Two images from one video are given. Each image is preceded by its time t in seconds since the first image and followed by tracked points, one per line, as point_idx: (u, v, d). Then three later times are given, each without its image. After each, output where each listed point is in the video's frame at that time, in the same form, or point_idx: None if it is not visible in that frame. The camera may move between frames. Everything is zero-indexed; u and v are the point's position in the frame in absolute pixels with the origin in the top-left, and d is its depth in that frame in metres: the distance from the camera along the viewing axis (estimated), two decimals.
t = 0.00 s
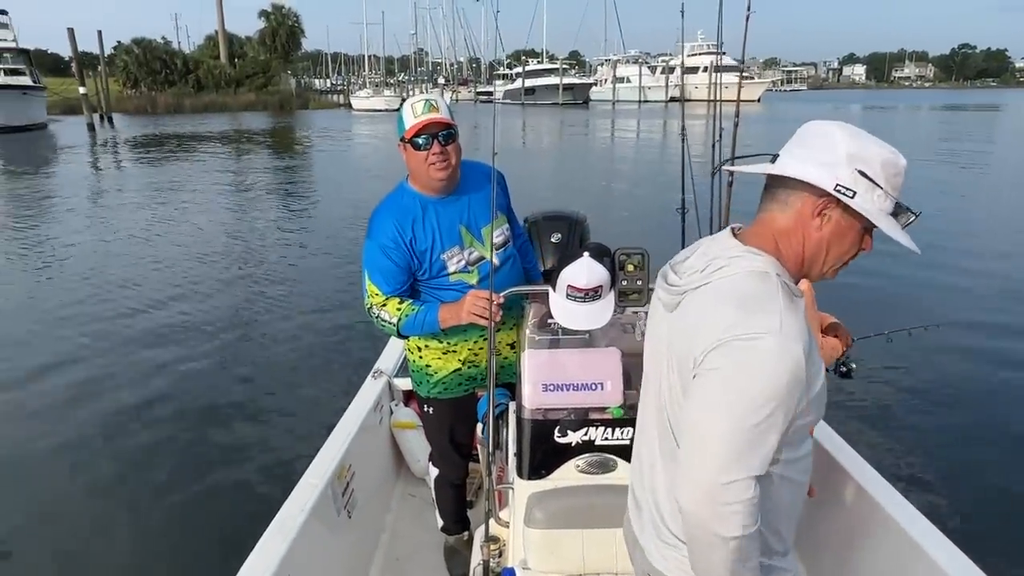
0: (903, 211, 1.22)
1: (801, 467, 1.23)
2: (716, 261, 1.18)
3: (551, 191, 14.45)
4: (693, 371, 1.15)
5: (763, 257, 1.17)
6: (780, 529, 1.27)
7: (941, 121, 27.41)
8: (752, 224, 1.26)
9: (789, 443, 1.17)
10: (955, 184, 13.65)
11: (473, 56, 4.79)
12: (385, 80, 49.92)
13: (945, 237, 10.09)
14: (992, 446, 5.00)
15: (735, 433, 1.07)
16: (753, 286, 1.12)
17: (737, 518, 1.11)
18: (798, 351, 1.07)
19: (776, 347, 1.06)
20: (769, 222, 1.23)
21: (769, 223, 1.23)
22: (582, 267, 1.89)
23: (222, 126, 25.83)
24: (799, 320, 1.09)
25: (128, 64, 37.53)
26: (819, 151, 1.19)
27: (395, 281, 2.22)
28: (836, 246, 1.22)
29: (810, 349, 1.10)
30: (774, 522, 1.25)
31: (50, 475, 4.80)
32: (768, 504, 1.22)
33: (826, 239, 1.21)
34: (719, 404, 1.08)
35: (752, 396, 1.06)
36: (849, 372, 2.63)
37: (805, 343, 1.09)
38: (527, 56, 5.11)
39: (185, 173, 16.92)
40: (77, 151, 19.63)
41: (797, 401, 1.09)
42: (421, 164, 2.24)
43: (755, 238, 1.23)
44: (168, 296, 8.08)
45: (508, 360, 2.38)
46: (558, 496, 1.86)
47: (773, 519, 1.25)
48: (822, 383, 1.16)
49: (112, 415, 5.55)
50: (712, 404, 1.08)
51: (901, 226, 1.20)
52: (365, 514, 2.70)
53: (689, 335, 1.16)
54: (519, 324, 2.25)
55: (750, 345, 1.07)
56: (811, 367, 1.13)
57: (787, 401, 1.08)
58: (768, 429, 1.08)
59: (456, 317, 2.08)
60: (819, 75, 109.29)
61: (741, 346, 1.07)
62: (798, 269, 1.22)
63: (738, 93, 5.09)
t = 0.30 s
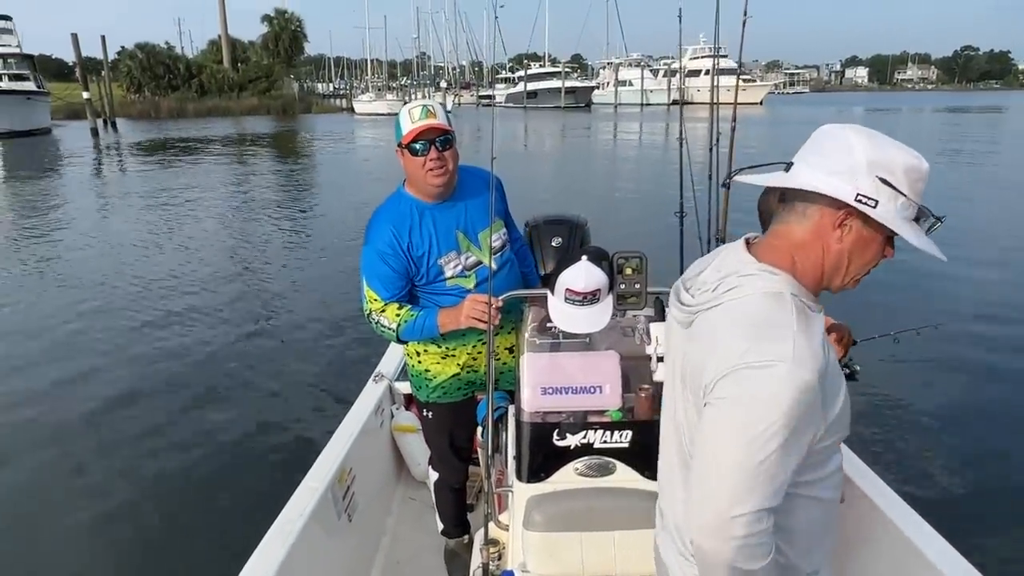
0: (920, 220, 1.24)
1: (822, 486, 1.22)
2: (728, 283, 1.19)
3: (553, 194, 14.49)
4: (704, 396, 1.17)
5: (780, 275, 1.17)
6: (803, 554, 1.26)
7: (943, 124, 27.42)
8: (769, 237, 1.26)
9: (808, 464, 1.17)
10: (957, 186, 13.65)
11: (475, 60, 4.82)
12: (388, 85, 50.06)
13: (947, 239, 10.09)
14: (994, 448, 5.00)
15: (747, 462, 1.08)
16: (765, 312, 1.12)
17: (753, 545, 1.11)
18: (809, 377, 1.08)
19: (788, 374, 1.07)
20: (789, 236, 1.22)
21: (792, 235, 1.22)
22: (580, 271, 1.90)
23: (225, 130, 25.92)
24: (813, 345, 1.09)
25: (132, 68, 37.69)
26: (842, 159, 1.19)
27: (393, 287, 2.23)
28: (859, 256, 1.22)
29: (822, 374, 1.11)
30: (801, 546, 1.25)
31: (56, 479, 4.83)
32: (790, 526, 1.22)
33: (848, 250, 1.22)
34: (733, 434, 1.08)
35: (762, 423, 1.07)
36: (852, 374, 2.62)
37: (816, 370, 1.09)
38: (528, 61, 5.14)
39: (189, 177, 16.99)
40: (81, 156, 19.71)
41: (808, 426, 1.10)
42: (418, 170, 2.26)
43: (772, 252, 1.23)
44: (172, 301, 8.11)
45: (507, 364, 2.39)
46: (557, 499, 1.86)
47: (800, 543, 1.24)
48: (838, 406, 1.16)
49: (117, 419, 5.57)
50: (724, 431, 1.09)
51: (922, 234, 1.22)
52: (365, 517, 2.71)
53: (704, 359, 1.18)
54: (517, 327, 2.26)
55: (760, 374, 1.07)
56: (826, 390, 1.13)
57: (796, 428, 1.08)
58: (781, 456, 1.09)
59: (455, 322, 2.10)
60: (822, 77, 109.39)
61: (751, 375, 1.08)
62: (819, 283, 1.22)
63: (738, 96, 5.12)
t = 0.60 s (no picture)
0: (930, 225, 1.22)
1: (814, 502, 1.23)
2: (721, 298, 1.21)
3: (552, 198, 14.51)
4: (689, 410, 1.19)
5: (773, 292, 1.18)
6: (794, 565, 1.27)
7: (942, 127, 27.47)
8: (770, 250, 1.25)
9: (795, 482, 1.18)
10: (956, 189, 13.66)
11: (473, 64, 4.84)
12: (388, 90, 50.16)
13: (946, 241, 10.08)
14: (993, 452, 5.00)
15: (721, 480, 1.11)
16: (749, 331, 1.14)
17: (728, 559, 1.15)
18: (787, 403, 1.09)
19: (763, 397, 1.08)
20: (789, 250, 1.22)
21: (794, 250, 1.21)
22: (578, 274, 1.90)
23: (225, 134, 25.96)
24: (794, 366, 1.10)
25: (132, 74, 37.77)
26: (840, 172, 1.19)
27: (391, 291, 2.23)
28: (863, 266, 1.20)
29: (803, 398, 1.11)
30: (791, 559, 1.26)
31: (55, 484, 4.82)
32: (777, 538, 1.24)
33: (849, 260, 1.20)
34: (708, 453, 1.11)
35: (737, 446, 1.09)
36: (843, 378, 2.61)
37: (796, 393, 1.09)
38: (527, 64, 5.15)
39: (189, 182, 17.02)
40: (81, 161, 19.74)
41: (787, 449, 1.10)
42: (414, 174, 2.25)
43: (773, 268, 1.22)
44: (171, 305, 8.11)
45: (504, 367, 2.39)
46: (554, 503, 1.83)
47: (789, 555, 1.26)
48: (826, 426, 1.16)
49: (116, 424, 5.57)
50: (703, 449, 1.12)
51: (930, 241, 1.20)
52: (362, 521, 2.70)
53: (691, 374, 1.20)
54: (514, 331, 2.26)
55: (738, 397, 1.09)
56: (812, 411, 1.13)
57: (773, 451, 1.09)
58: (759, 477, 1.10)
59: (453, 325, 2.09)
60: (821, 80, 110.26)
61: (728, 397, 1.10)
62: (824, 297, 1.22)
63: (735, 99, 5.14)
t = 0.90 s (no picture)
0: (933, 211, 1.22)
1: (794, 498, 1.25)
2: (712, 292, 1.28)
3: (550, 201, 14.52)
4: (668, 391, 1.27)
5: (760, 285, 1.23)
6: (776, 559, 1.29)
7: (939, 129, 27.49)
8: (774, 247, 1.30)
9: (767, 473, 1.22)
10: (953, 191, 13.67)
11: (470, 68, 4.86)
12: (386, 94, 50.18)
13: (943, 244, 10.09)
14: (990, 454, 4.98)
15: (681, 453, 1.17)
16: (728, 317, 1.21)
17: (684, 535, 1.21)
18: (749, 388, 1.13)
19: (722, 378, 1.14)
20: (782, 245, 1.26)
21: (790, 246, 1.25)
22: (570, 278, 1.90)
23: (223, 139, 25.97)
24: (758, 359, 1.15)
25: (130, 80, 37.78)
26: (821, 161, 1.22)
27: (384, 293, 2.23)
28: (851, 261, 1.21)
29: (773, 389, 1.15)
30: (768, 550, 1.29)
31: (49, 490, 4.81)
32: (753, 527, 1.27)
33: (833, 255, 1.22)
34: (672, 426, 1.18)
35: (696, 421, 1.16)
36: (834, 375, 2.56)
37: (757, 385, 1.13)
38: (523, 68, 5.17)
39: (187, 188, 17.02)
40: (80, 166, 19.77)
41: (748, 433, 1.15)
42: (409, 175, 2.25)
43: (774, 265, 1.27)
44: (168, 311, 8.10)
45: (498, 370, 2.38)
46: (546, 506, 1.86)
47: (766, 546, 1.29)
48: (798, 424, 1.17)
49: (112, 430, 5.56)
50: (665, 429, 1.19)
51: (929, 227, 1.20)
52: (355, 523, 2.70)
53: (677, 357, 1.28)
54: (507, 334, 2.26)
55: (698, 381, 1.16)
56: (779, 410, 1.15)
57: (731, 432, 1.15)
58: (718, 455, 1.16)
59: (445, 327, 2.09)
60: (818, 84, 110.50)
61: (694, 376, 1.17)
62: (820, 292, 1.24)
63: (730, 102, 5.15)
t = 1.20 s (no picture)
0: (948, 208, 1.24)
1: (790, 481, 1.32)
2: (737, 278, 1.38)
3: (547, 206, 14.53)
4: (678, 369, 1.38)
5: (775, 273, 1.32)
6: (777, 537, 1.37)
7: (934, 132, 27.58)
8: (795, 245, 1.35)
9: (763, 449, 1.30)
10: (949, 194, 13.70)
11: (466, 74, 4.87)
12: (383, 99, 50.19)
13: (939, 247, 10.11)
14: (989, 460, 4.94)
15: (680, 418, 1.28)
16: (742, 298, 1.30)
17: (683, 501, 1.31)
18: (745, 364, 1.23)
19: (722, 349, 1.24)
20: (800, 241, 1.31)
21: (806, 241, 1.30)
22: (566, 282, 1.90)
23: (219, 145, 25.93)
24: (756, 340, 1.24)
25: (126, 86, 37.70)
26: (834, 154, 1.27)
27: (380, 296, 2.22)
28: (860, 255, 1.25)
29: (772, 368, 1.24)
30: (761, 528, 1.37)
31: (43, 498, 4.77)
32: (753, 503, 1.35)
33: (843, 249, 1.26)
34: (675, 392, 1.29)
35: (696, 392, 1.26)
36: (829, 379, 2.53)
37: (753, 362, 1.23)
38: (520, 74, 5.18)
39: (183, 194, 17.00)
40: (76, 173, 19.73)
41: (742, 407, 1.25)
42: (406, 179, 2.25)
43: (793, 262, 1.32)
44: (164, 317, 8.06)
45: (495, 375, 2.37)
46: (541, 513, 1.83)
47: (757, 524, 1.37)
48: (794, 404, 1.25)
49: (106, 437, 5.52)
50: (669, 402, 1.30)
51: (943, 221, 1.22)
52: (350, 528, 2.70)
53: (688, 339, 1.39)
54: (504, 338, 2.26)
55: (699, 357, 1.26)
56: (773, 388, 1.24)
57: (726, 402, 1.24)
58: (714, 424, 1.26)
59: (440, 332, 2.08)
60: (813, 89, 110.79)
61: (699, 347, 1.27)
62: (837, 285, 1.28)
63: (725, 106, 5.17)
